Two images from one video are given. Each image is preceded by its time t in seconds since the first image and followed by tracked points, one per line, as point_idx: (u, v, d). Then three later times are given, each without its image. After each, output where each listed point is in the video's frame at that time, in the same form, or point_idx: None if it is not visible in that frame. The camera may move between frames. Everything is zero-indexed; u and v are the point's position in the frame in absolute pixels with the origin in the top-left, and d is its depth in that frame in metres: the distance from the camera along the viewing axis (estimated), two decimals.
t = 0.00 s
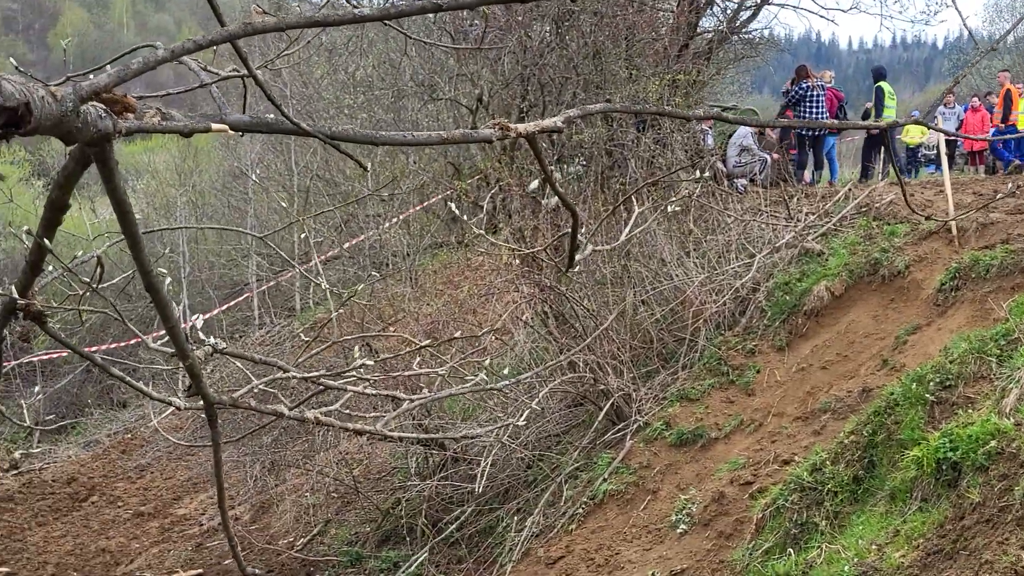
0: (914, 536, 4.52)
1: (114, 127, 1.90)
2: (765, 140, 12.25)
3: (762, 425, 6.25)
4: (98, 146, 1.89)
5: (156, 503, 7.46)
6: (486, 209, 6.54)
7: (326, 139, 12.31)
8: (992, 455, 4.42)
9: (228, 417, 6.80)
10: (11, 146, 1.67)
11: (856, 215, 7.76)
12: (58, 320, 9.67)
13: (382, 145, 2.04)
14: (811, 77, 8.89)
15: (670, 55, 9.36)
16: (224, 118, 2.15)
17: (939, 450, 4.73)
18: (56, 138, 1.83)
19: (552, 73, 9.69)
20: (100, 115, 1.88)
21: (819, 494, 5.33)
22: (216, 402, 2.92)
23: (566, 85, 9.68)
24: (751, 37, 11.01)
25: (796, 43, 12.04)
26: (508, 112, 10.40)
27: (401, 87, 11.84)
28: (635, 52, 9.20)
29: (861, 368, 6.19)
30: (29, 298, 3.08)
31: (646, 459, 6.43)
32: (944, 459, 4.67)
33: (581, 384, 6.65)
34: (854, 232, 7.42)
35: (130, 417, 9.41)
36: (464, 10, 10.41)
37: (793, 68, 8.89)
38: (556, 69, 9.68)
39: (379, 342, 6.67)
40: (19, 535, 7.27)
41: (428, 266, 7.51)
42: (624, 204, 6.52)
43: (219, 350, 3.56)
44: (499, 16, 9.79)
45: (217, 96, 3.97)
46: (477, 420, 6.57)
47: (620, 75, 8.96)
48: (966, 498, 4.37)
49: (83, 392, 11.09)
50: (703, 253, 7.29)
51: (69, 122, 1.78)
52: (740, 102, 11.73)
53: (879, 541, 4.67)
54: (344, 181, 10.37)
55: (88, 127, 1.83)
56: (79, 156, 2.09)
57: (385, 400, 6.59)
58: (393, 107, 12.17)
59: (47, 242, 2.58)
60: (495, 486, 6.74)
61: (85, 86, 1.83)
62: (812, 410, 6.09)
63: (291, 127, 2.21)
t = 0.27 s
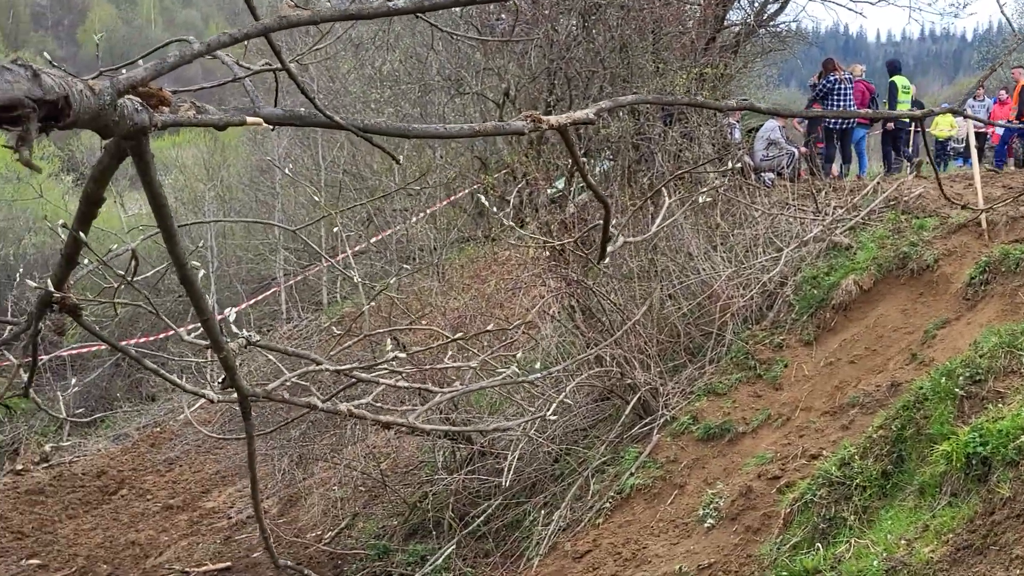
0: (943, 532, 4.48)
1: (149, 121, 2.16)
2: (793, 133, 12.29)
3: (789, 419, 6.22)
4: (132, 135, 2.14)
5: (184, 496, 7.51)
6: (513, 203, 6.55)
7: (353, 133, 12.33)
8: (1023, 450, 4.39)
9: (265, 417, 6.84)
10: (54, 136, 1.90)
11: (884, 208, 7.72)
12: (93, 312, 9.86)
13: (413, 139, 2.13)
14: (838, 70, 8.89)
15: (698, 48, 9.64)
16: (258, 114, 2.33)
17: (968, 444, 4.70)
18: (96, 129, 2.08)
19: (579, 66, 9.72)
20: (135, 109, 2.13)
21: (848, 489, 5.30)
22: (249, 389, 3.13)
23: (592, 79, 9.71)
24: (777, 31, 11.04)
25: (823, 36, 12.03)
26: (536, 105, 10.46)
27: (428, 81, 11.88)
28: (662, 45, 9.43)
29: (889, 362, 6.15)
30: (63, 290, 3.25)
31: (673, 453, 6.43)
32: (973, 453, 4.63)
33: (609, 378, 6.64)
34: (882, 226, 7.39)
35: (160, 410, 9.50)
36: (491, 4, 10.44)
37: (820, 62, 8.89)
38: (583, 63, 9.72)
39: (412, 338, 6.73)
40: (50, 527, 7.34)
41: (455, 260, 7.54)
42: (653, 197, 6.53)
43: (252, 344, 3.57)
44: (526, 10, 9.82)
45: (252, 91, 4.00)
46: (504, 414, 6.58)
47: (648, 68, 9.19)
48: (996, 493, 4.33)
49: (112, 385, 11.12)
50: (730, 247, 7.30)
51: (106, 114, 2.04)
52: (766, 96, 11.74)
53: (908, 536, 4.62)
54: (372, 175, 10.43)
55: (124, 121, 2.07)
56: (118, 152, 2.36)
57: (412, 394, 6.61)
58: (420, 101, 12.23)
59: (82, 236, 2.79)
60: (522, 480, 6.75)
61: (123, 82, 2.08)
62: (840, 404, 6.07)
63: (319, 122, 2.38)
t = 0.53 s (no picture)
0: (974, 525, 4.39)
1: (194, 108, 2.19)
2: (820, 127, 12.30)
3: (818, 413, 6.19)
4: (178, 123, 2.17)
5: (214, 487, 7.68)
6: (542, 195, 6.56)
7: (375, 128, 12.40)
8: None
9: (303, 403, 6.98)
10: (104, 121, 1.96)
11: (913, 202, 7.69)
12: (128, 302, 9.84)
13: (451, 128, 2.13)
14: (868, 65, 8.95)
15: (727, 41, 9.57)
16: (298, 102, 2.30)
17: (1001, 438, 4.64)
18: (144, 116, 2.12)
19: (608, 59, 9.71)
20: (181, 96, 2.17)
21: (878, 482, 5.26)
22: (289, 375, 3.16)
23: (621, 71, 9.67)
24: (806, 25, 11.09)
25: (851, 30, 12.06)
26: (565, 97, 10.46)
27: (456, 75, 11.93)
28: (691, 38, 9.34)
29: (919, 357, 6.11)
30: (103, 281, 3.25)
31: (701, 446, 6.42)
32: (1006, 447, 4.58)
33: (637, 371, 6.64)
34: (912, 220, 7.35)
35: (189, 402, 9.59)
36: None
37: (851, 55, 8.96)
38: (611, 55, 9.71)
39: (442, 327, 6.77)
40: (81, 517, 7.43)
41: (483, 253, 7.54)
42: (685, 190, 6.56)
43: (287, 334, 3.72)
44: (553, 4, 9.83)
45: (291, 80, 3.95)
46: (532, 407, 6.59)
47: (678, 62, 9.09)
48: None
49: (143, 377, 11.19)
50: (759, 241, 7.31)
51: (153, 101, 2.07)
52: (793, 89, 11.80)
53: (938, 530, 4.56)
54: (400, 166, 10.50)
55: (169, 107, 2.11)
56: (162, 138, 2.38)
57: (441, 387, 6.62)
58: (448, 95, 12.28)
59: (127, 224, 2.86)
60: (551, 472, 6.77)
61: (169, 68, 2.12)
62: (870, 398, 6.03)
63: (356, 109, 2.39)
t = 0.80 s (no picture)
0: (997, 519, 4.34)
1: (226, 98, 2.17)
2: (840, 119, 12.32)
3: (839, 407, 6.15)
4: (211, 114, 2.14)
5: (234, 479, 7.77)
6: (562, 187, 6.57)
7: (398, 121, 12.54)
8: None
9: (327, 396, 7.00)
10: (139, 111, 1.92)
11: (934, 194, 7.66)
12: (162, 295, 10.03)
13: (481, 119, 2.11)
14: (889, 57, 8.97)
15: (747, 33, 9.56)
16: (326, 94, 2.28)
17: None
18: (178, 107, 2.08)
19: (627, 52, 9.72)
20: (214, 86, 2.15)
21: (899, 476, 5.22)
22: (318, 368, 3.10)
23: (641, 64, 9.67)
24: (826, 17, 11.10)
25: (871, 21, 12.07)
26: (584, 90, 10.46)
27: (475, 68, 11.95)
28: (711, 30, 9.30)
29: (940, 350, 6.05)
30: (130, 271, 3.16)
31: (721, 439, 6.41)
32: None
33: (657, 364, 6.63)
34: (933, 213, 7.32)
35: (209, 395, 9.67)
36: None
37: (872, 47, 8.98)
38: (630, 47, 9.71)
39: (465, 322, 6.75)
40: (103, 509, 7.50)
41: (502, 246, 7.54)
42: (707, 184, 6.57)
43: (315, 323, 3.57)
44: None
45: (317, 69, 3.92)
46: (552, 399, 6.60)
47: (699, 54, 9.15)
48: None
49: (163, 369, 11.26)
50: (780, 234, 7.31)
51: (189, 91, 2.04)
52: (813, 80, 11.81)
53: (961, 524, 4.50)
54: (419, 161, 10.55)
55: (204, 97, 2.08)
56: (193, 128, 2.32)
57: (461, 380, 6.64)
58: (467, 87, 12.30)
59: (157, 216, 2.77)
60: (570, 465, 6.78)
61: (204, 58, 2.08)
62: (891, 391, 5.99)
63: (383, 102, 2.39)
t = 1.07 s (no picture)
0: (1009, 513, 4.30)
1: (248, 94, 2.07)
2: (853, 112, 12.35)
3: (851, 401, 6.14)
4: (233, 109, 2.03)
5: (246, 473, 7.83)
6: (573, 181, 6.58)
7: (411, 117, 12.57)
8: None
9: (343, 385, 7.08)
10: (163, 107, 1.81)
11: (946, 188, 7.64)
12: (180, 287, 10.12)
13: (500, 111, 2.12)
14: (901, 50, 8.97)
15: (759, 27, 9.61)
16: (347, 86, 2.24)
17: None
18: (199, 102, 1.97)
19: (638, 46, 9.69)
20: (236, 80, 2.05)
21: (911, 470, 5.19)
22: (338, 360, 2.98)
23: (652, 58, 9.63)
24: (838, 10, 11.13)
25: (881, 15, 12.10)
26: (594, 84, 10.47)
27: (486, 62, 11.97)
28: (723, 23, 9.29)
29: (952, 344, 6.01)
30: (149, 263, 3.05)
31: (733, 433, 6.40)
32: None
33: (668, 358, 6.65)
34: (945, 206, 7.30)
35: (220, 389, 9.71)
36: None
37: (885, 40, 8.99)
38: (641, 42, 9.68)
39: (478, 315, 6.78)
40: (116, 502, 7.56)
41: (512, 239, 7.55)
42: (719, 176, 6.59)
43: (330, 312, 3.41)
44: None
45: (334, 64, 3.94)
46: (563, 393, 6.62)
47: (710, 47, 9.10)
48: None
49: (175, 363, 11.31)
50: (791, 228, 7.32)
51: (213, 86, 1.93)
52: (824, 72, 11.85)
53: (973, 518, 4.46)
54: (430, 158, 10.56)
55: (226, 92, 1.97)
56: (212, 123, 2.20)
57: (472, 373, 6.67)
58: (478, 81, 12.32)
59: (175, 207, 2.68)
60: (582, 458, 6.81)
61: (228, 52, 1.96)
62: (902, 385, 5.96)
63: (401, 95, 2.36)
